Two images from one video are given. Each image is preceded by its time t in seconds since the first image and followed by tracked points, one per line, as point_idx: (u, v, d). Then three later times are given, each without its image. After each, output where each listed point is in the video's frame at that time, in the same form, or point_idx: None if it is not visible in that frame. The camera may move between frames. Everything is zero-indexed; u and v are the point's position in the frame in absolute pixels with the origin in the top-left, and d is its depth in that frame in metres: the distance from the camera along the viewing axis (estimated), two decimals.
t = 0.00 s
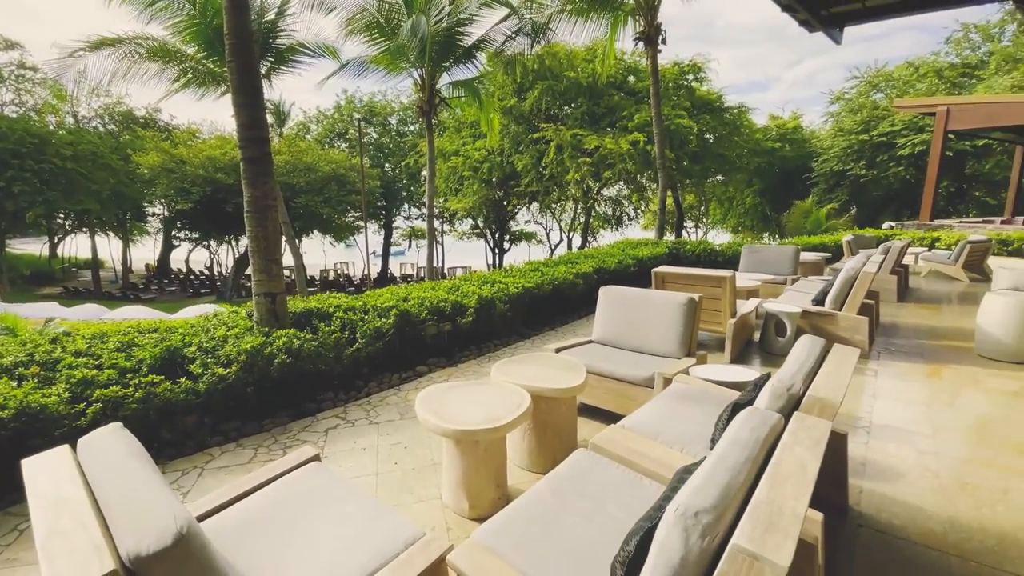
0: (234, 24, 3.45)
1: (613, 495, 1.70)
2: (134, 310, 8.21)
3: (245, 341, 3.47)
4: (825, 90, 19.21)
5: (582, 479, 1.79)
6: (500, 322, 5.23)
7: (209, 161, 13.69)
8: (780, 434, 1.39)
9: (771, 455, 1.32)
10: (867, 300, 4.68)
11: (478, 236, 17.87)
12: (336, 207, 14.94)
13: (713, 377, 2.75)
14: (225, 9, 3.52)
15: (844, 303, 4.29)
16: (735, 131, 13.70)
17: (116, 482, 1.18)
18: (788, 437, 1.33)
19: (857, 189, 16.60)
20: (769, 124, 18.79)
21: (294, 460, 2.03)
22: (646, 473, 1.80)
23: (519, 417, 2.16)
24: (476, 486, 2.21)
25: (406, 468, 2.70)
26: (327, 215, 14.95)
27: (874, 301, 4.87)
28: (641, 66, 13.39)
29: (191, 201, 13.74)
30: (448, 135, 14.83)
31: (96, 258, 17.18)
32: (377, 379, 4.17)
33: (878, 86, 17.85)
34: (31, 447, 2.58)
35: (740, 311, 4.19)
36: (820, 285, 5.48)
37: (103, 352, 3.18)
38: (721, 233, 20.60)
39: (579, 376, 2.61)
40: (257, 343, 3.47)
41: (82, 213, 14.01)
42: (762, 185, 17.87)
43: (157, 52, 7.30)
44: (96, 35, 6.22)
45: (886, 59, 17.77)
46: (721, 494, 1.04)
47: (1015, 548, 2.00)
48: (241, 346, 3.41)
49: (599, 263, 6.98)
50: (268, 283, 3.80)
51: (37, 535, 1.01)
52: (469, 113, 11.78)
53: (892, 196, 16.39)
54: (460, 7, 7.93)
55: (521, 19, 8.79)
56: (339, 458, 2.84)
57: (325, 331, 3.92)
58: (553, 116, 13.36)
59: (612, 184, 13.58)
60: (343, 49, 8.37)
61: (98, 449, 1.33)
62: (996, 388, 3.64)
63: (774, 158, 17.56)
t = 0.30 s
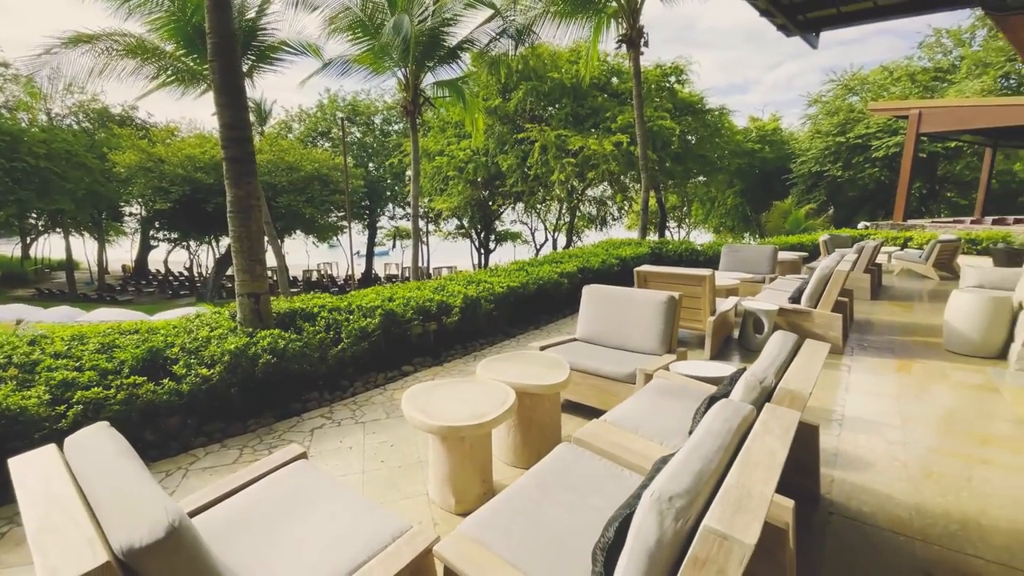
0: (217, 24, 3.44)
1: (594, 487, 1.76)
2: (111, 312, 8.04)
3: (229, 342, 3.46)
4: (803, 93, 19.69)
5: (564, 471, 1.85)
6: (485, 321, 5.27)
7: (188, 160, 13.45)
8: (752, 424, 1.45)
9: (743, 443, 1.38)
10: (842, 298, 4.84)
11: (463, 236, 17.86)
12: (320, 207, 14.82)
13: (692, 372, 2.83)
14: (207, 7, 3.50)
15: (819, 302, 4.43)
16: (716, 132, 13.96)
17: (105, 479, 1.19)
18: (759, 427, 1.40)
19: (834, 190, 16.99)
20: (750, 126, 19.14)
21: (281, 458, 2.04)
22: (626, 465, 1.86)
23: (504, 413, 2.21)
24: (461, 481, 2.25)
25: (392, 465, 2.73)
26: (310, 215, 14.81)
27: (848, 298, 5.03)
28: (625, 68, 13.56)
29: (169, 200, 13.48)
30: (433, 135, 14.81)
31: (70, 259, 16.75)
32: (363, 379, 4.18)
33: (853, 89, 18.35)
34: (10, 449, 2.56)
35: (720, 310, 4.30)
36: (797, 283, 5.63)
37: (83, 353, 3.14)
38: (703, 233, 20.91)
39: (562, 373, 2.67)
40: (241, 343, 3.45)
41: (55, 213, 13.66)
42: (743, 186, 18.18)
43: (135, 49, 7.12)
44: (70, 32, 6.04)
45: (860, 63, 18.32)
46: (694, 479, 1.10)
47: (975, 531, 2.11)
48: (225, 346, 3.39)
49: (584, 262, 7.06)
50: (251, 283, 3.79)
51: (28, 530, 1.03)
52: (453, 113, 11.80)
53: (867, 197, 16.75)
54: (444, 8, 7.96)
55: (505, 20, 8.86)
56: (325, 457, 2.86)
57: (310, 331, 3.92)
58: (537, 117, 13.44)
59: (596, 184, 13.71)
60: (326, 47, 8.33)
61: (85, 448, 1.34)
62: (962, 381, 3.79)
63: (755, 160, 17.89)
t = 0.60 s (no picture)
0: (201, 24, 3.43)
1: (579, 479, 1.81)
2: (91, 315, 7.90)
3: (215, 343, 3.45)
4: (784, 95, 20.07)
5: (550, 464, 1.90)
6: (472, 320, 5.30)
7: (170, 160, 13.24)
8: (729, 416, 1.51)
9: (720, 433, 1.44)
10: (820, 296, 4.97)
11: (450, 237, 17.84)
12: (305, 207, 14.71)
13: (675, 369, 2.90)
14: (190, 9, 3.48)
15: (798, 299, 4.56)
16: (700, 134, 14.18)
17: (97, 475, 1.21)
18: (735, 417, 1.46)
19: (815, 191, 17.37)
20: (733, 128, 19.44)
21: (271, 455, 2.07)
22: (610, 457, 1.92)
23: (491, 409, 2.25)
24: (450, 477, 2.29)
25: (380, 463, 2.75)
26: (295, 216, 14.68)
27: (826, 296, 5.17)
28: (610, 70, 13.71)
29: (150, 201, 13.27)
30: (419, 135, 14.79)
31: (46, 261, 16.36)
32: (350, 379, 4.19)
33: (832, 92, 18.76)
34: None
35: (702, 308, 4.40)
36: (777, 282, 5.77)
37: (65, 355, 3.11)
38: (687, 233, 21.18)
39: (548, 370, 2.72)
40: (227, 344, 3.44)
41: (32, 214, 13.36)
42: (726, 187, 18.45)
43: (116, 48, 6.99)
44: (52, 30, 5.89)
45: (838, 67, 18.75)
46: (671, 467, 1.15)
47: (943, 517, 2.21)
48: (210, 347, 3.38)
49: (570, 262, 7.13)
50: (237, 284, 3.77)
51: (22, 525, 1.04)
52: (440, 114, 11.82)
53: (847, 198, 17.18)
54: (430, 9, 7.98)
55: (490, 23, 8.94)
56: (313, 456, 2.87)
57: (297, 331, 3.92)
58: (524, 118, 13.52)
59: (583, 184, 13.81)
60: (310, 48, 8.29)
61: (75, 445, 1.35)
62: (934, 376, 3.92)
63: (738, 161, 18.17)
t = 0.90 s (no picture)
0: (186, 25, 3.42)
1: (566, 472, 1.86)
2: (71, 318, 7.77)
3: (202, 344, 3.44)
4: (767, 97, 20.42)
5: (537, 459, 1.95)
6: (461, 320, 5.33)
7: (152, 160, 13.05)
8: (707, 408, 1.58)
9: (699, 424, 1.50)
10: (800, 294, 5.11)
11: (438, 237, 17.82)
12: (290, 208, 14.60)
13: (659, 365, 2.97)
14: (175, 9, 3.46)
15: (780, 297, 4.73)
16: (685, 135, 14.38)
17: (89, 473, 1.23)
18: (713, 409, 1.52)
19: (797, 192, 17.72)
20: (718, 129, 19.71)
21: (261, 454, 2.10)
22: (596, 451, 1.97)
23: (479, 407, 2.29)
24: (439, 474, 2.33)
25: (370, 462, 2.78)
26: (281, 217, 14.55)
27: (807, 294, 5.29)
28: (596, 71, 13.84)
29: (132, 202, 13.07)
30: (407, 135, 14.77)
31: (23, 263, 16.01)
32: (339, 379, 4.20)
33: (814, 94, 19.13)
34: None
35: (687, 306, 4.50)
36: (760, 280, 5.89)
37: (50, 357, 3.09)
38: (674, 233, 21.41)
39: (535, 368, 2.77)
40: (214, 345, 3.44)
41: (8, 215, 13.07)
42: (712, 187, 18.69)
43: (97, 47, 6.93)
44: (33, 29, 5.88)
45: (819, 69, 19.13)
46: (651, 456, 1.21)
47: (914, 506, 2.29)
48: (197, 348, 3.37)
49: (558, 262, 7.20)
50: (223, 285, 3.76)
51: (17, 521, 1.06)
52: (427, 115, 11.83)
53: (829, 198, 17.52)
54: (417, 9, 8.00)
55: (477, 24, 9.03)
56: (302, 456, 2.88)
57: (285, 332, 3.92)
58: (511, 118, 13.60)
59: (570, 185, 13.90)
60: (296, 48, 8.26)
61: (66, 444, 1.37)
62: (909, 370, 4.05)
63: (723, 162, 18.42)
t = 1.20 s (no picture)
0: (168, 23, 3.39)
1: (551, 466, 1.91)
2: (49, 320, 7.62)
3: (187, 345, 3.42)
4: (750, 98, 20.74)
5: (522, 454, 1.99)
6: (448, 320, 5.35)
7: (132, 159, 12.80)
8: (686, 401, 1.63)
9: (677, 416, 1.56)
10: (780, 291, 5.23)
11: (426, 237, 17.77)
12: (275, 208, 14.45)
13: (643, 361, 3.03)
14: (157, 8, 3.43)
15: (761, 294, 4.87)
16: (670, 135, 14.55)
17: (76, 472, 1.24)
18: (691, 401, 1.58)
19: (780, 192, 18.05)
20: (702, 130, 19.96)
21: (247, 454, 2.10)
22: (581, 446, 2.02)
23: (466, 404, 2.32)
24: (426, 471, 2.35)
25: (357, 461, 2.80)
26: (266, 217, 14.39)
27: (787, 292, 5.42)
28: (582, 71, 13.92)
29: (112, 202, 12.83)
30: (393, 135, 14.71)
31: None
32: (326, 379, 4.20)
33: (796, 95, 19.47)
34: None
35: (671, 304, 4.58)
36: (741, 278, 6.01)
37: (29, 360, 3.04)
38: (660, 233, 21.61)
39: (521, 365, 2.81)
40: (199, 346, 3.42)
41: None
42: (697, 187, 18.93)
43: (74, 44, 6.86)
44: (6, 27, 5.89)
45: (800, 71, 19.50)
46: (630, 446, 1.25)
47: (886, 493, 2.38)
48: (182, 349, 3.35)
49: (544, 262, 7.26)
50: (208, 286, 3.74)
51: (4, 520, 1.06)
52: (414, 114, 11.81)
53: (811, 198, 17.85)
54: (403, 8, 8.00)
55: (463, 24, 9.05)
56: (289, 456, 2.89)
57: (270, 332, 3.91)
58: (498, 118, 13.64)
59: (557, 185, 13.95)
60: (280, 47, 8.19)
61: (51, 444, 1.38)
62: (885, 365, 4.17)
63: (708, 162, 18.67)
